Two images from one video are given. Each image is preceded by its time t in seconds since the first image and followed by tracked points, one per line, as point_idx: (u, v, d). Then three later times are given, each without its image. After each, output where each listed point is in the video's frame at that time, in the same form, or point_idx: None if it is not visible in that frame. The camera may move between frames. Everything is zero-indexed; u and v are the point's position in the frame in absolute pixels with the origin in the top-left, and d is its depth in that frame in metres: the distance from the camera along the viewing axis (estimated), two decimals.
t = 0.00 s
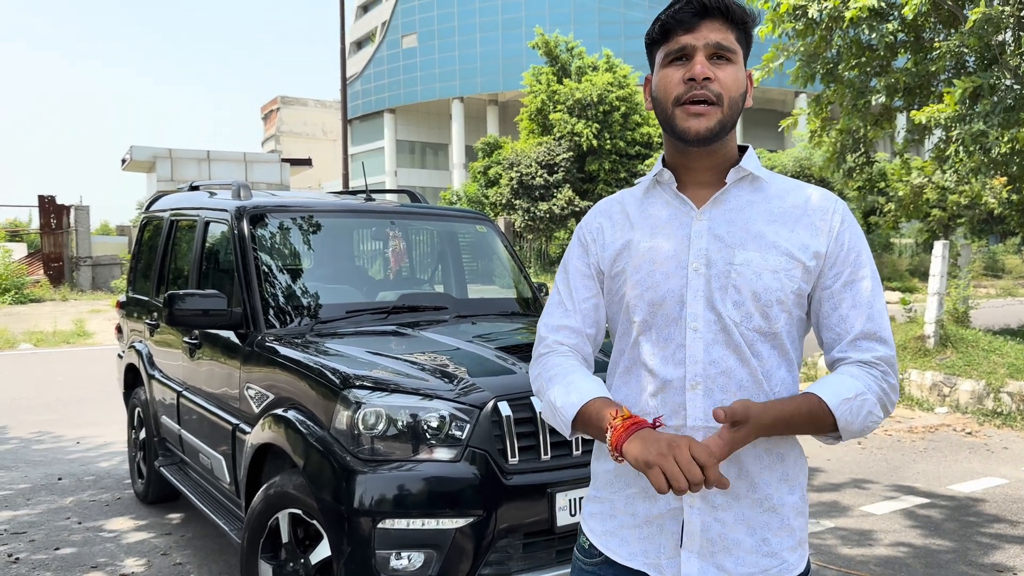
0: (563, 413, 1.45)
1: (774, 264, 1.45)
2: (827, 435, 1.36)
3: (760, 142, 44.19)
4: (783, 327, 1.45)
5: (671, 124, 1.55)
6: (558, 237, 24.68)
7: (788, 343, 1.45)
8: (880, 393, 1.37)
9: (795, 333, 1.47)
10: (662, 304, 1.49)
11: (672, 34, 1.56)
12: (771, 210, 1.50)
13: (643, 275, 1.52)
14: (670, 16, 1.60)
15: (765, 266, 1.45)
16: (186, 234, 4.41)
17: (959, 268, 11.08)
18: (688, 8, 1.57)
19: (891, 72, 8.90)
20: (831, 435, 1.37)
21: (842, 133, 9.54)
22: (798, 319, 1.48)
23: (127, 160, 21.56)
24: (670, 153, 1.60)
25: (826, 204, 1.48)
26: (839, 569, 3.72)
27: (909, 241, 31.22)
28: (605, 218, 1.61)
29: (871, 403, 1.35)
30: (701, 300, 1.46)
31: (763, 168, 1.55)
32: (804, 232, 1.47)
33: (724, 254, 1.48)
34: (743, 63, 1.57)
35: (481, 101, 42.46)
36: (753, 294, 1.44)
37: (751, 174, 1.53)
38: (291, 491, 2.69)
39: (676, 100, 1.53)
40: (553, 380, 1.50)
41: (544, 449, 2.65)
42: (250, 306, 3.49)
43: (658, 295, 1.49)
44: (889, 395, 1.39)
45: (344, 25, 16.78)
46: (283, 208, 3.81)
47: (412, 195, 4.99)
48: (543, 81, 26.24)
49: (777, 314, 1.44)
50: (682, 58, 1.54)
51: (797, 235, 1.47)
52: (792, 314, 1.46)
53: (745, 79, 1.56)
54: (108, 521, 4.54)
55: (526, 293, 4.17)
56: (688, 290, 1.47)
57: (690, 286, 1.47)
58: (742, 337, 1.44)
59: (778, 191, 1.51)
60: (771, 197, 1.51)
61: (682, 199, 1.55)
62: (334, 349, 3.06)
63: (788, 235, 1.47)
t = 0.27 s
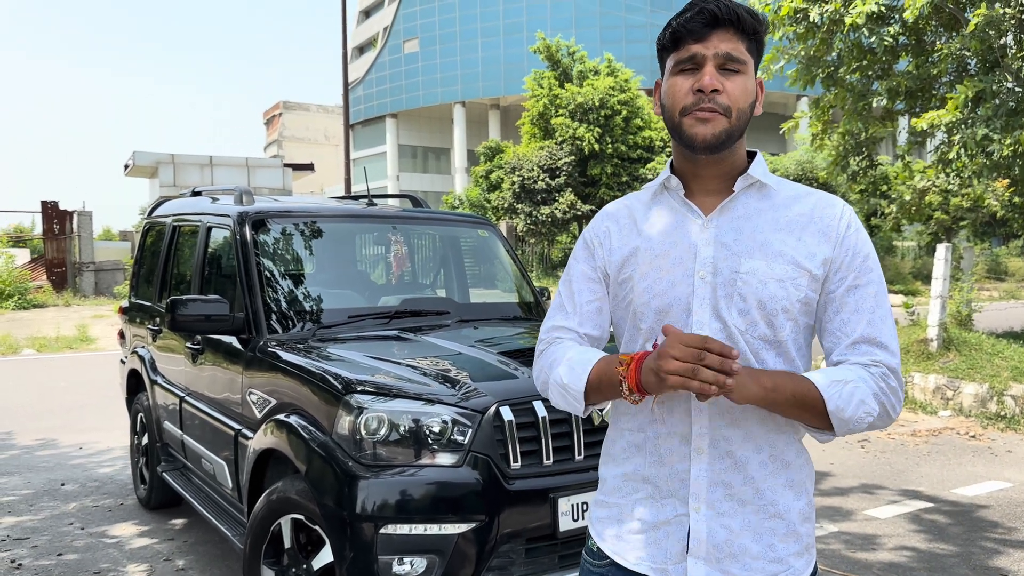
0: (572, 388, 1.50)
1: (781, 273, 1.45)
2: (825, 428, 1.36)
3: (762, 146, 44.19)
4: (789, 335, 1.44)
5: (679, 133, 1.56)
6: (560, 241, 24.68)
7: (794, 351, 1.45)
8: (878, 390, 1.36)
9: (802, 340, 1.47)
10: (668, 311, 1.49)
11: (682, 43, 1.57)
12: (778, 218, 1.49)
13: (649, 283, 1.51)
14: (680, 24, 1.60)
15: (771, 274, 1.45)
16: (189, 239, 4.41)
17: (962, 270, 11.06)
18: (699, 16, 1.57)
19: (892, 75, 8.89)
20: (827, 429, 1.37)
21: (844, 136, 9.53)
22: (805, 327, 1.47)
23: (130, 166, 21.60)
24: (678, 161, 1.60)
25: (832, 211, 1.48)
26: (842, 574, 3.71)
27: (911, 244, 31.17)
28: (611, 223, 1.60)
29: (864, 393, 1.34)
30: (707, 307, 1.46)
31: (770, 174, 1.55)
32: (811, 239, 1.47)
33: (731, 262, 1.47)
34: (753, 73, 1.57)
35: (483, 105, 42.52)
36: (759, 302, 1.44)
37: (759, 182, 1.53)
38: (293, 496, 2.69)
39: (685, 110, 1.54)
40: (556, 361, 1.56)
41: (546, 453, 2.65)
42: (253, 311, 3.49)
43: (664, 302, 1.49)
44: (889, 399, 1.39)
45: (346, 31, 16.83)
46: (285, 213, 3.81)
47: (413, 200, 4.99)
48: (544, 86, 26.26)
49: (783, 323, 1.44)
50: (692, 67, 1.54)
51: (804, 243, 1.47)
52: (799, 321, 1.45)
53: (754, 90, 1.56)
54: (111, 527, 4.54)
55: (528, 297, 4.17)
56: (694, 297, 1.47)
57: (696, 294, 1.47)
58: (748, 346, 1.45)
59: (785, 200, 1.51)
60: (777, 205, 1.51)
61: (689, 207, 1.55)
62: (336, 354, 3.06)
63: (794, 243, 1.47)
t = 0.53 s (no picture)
0: (601, 382, 1.50)
1: (786, 279, 1.45)
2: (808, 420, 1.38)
3: (763, 149, 44.20)
4: (795, 341, 1.44)
5: (686, 145, 1.56)
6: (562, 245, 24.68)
7: (798, 356, 1.45)
8: (868, 392, 1.37)
9: (808, 346, 1.46)
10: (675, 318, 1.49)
11: (686, 55, 1.56)
12: (783, 225, 1.49)
13: (656, 290, 1.52)
14: (684, 33, 1.59)
15: (777, 281, 1.45)
16: (191, 244, 4.42)
17: (964, 273, 11.05)
18: (702, 27, 1.57)
19: (894, 77, 8.88)
20: (813, 424, 1.39)
21: (845, 139, 9.53)
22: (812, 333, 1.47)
23: (132, 170, 21.63)
24: (684, 169, 1.60)
25: (836, 216, 1.48)
26: None
27: (913, 246, 31.13)
28: (618, 227, 1.60)
29: (854, 394, 1.36)
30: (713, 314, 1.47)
31: (777, 181, 1.55)
32: (816, 246, 1.46)
33: (737, 269, 1.48)
34: (758, 81, 1.57)
35: (485, 108, 42.56)
36: (764, 309, 1.44)
37: (765, 188, 1.53)
38: (295, 501, 2.69)
39: (690, 122, 1.54)
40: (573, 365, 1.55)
41: (549, 458, 2.65)
42: (255, 316, 3.50)
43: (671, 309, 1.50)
44: (882, 403, 1.39)
45: (347, 35, 16.84)
46: (287, 218, 3.81)
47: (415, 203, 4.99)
48: (546, 89, 26.28)
49: (789, 329, 1.44)
50: (697, 78, 1.54)
51: (809, 249, 1.46)
52: (805, 327, 1.45)
53: (760, 98, 1.56)
54: (113, 532, 4.54)
55: (530, 301, 4.17)
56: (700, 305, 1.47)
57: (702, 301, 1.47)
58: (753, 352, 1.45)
59: (790, 207, 1.51)
60: (783, 212, 1.51)
61: (698, 214, 1.54)
62: (339, 359, 3.06)
63: (800, 250, 1.47)
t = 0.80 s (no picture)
0: (598, 374, 1.50)
1: (786, 282, 1.45)
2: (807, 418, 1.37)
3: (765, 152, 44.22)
4: (794, 344, 1.44)
5: (688, 138, 1.55)
6: (563, 248, 24.68)
7: (798, 360, 1.44)
8: (866, 392, 1.36)
9: (807, 350, 1.46)
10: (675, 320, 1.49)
11: (693, 49, 1.57)
12: (783, 229, 1.49)
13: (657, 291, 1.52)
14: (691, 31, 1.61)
15: (776, 284, 1.45)
16: (193, 248, 4.42)
17: (966, 276, 11.04)
18: (709, 23, 1.58)
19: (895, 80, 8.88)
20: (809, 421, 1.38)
21: (847, 142, 9.53)
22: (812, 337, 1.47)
23: (134, 174, 21.67)
24: (688, 167, 1.59)
25: (837, 221, 1.48)
26: None
27: (915, 249, 31.10)
28: (621, 228, 1.61)
29: (849, 392, 1.35)
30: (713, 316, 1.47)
31: (778, 184, 1.55)
32: (816, 249, 1.47)
33: (737, 271, 1.48)
34: (763, 80, 1.57)
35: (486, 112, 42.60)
36: (765, 312, 1.44)
37: (766, 192, 1.53)
38: (297, 505, 2.69)
39: (694, 115, 1.54)
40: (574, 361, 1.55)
41: (550, 461, 2.65)
42: (257, 320, 3.50)
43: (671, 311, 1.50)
44: (881, 406, 1.39)
45: (349, 39, 16.86)
46: (290, 221, 3.82)
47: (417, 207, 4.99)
48: (547, 93, 26.31)
49: (788, 332, 1.44)
50: (702, 73, 1.55)
51: (810, 253, 1.46)
52: (804, 331, 1.45)
53: (764, 97, 1.57)
54: (115, 536, 4.54)
55: (531, 305, 4.17)
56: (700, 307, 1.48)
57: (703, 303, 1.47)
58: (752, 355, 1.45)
59: (791, 211, 1.51)
60: (784, 215, 1.51)
61: (699, 216, 1.54)
62: (341, 363, 3.06)
63: (800, 253, 1.47)
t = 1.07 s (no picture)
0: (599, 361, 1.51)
1: (787, 284, 1.45)
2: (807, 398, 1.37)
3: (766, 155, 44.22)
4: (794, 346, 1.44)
5: (688, 140, 1.55)
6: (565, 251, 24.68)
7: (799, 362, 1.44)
8: (870, 383, 1.35)
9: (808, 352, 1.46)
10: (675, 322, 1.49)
11: (690, 52, 1.58)
12: (784, 231, 1.50)
13: (657, 292, 1.53)
14: (688, 35, 1.61)
15: (777, 285, 1.45)
16: (194, 251, 4.43)
17: (967, 278, 11.04)
18: (706, 26, 1.58)
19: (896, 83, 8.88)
20: (809, 402, 1.37)
21: (848, 145, 9.54)
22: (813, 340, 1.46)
23: (136, 178, 21.72)
24: (689, 170, 1.60)
25: (839, 223, 1.48)
26: None
27: (917, 252, 31.07)
28: (622, 230, 1.62)
29: (855, 380, 1.34)
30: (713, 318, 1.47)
31: (779, 186, 1.55)
32: (818, 252, 1.47)
33: (737, 273, 1.48)
34: (761, 81, 1.57)
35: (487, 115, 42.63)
36: (765, 313, 1.45)
37: (767, 195, 1.53)
38: (298, 509, 2.69)
39: (693, 117, 1.54)
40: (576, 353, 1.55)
41: (552, 464, 2.65)
42: (259, 323, 3.51)
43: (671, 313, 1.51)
44: (884, 405, 1.38)
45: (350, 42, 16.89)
46: (292, 224, 3.82)
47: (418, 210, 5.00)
48: (548, 96, 26.34)
49: (788, 334, 1.44)
50: (700, 75, 1.55)
51: (811, 255, 1.47)
52: (804, 332, 1.45)
53: (764, 97, 1.57)
54: (116, 540, 4.54)
55: (532, 308, 4.17)
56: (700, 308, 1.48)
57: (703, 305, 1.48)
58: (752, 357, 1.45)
59: (792, 213, 1.52)
60: (785, 217, 1.51)
61: (697, 216, 1.58)
62: (342, 365, 3.07)
63: (802, 255, 1.47)
